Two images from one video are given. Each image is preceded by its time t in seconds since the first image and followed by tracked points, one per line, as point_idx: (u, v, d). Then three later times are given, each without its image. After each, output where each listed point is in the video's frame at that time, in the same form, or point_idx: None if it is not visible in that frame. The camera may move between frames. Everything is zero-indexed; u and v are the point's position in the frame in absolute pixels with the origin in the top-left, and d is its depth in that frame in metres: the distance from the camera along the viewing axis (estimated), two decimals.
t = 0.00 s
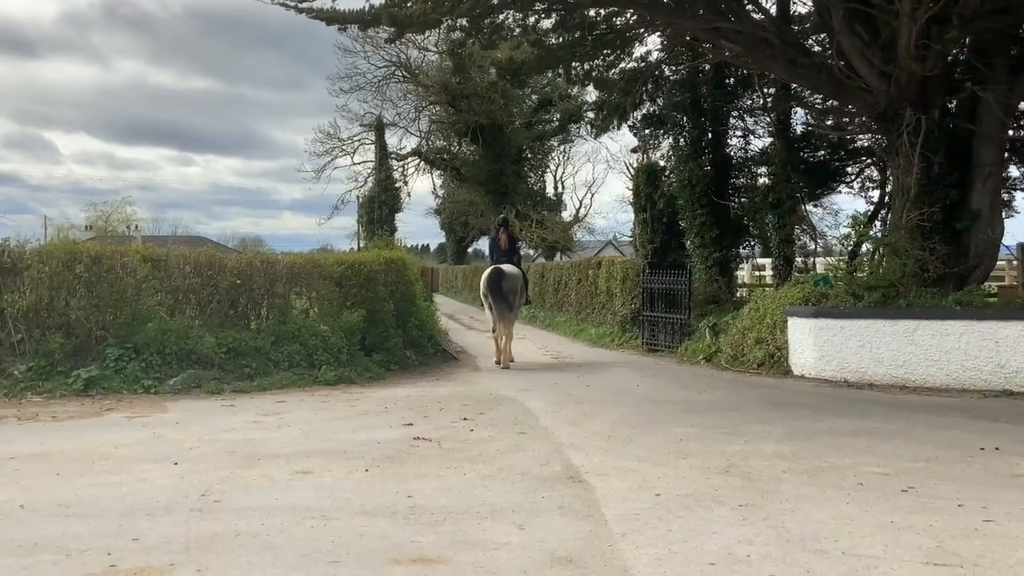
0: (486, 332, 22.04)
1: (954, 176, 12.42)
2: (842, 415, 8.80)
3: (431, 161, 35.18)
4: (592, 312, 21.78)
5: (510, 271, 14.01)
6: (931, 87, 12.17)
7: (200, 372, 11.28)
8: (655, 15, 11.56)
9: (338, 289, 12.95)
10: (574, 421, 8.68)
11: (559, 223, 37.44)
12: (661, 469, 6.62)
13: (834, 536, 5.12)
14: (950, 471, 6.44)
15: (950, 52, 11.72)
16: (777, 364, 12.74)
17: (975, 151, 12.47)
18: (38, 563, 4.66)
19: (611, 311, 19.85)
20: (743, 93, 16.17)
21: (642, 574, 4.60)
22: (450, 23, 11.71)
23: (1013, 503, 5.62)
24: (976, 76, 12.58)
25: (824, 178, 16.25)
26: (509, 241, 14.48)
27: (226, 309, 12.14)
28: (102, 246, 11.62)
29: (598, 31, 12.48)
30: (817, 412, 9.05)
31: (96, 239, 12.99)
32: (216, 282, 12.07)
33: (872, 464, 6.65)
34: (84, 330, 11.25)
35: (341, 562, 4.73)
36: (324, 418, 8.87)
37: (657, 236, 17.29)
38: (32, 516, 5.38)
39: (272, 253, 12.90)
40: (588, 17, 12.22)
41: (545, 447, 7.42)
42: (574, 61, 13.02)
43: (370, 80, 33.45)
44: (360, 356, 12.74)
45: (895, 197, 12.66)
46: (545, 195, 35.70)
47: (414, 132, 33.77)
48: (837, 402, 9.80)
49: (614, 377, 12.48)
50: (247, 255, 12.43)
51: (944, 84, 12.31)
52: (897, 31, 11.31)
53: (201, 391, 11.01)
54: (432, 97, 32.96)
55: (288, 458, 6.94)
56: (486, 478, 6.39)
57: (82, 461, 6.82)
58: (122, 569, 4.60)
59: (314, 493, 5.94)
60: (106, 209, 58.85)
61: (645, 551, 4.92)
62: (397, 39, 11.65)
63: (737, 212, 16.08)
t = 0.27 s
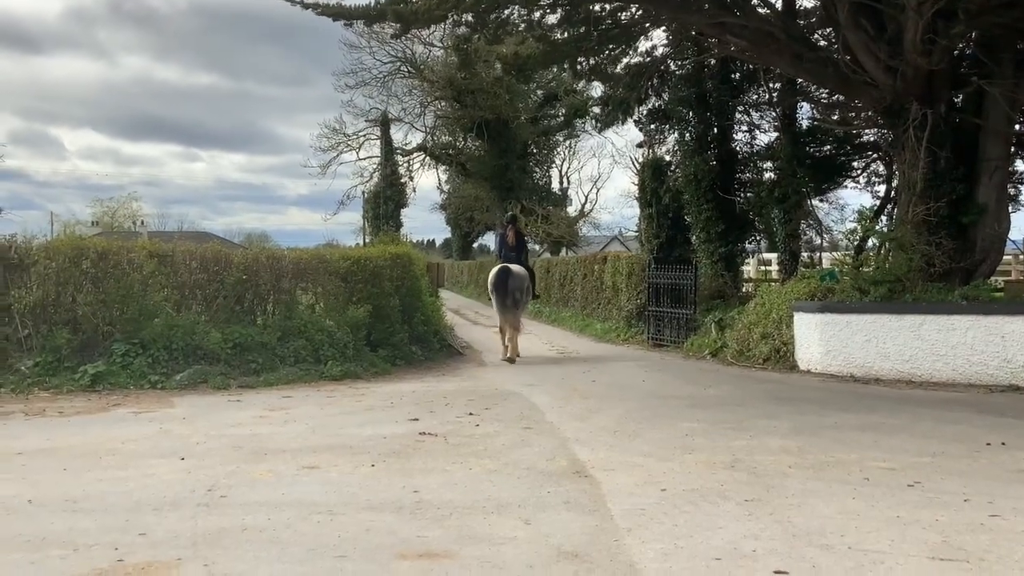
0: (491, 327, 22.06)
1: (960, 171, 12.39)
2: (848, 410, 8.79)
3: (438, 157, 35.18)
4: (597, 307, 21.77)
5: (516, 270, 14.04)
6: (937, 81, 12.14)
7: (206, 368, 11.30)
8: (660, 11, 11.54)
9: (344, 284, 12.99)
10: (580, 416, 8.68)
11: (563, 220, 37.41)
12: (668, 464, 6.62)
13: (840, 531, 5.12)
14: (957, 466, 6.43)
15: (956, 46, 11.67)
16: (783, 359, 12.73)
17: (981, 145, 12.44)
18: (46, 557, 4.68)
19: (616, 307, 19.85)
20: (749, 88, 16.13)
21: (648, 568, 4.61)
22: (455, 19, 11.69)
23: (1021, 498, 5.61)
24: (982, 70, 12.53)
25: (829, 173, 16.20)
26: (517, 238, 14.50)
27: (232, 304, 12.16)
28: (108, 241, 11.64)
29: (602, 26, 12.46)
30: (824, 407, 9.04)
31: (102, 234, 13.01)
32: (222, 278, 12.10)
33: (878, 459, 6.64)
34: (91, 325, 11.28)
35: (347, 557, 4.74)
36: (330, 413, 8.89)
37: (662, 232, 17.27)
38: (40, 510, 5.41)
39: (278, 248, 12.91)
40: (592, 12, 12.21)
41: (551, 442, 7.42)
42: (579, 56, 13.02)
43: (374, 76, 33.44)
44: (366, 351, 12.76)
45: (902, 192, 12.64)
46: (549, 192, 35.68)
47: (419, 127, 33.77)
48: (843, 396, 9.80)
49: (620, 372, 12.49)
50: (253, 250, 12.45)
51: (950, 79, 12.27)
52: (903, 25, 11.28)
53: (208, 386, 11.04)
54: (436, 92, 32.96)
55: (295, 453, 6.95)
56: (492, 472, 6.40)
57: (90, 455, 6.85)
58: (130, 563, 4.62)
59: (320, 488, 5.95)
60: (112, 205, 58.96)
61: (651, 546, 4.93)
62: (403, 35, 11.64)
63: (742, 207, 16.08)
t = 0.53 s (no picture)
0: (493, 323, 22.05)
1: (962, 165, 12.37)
2: (851, 405, 8.79)
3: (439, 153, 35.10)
4: (599, 302, 21.77)
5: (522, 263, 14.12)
6: (939, 75, 12.12)
7: (208, 363, 11.32)
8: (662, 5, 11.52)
9: (347, 280, 12.99)
10: (583, 411, 8.68)
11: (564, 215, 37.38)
12: (670, 459, 6.63)
13: (843, 526, 5.12)
14: (960, 461, 6.43)
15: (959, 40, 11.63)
16: (785, 354, 12.73)
17: (984, 139, 12.42)
18: (50, 552, 4.69)
19: (618, 303, 19.85)
20: (751, 82, 16.10)
21: (650, 563, 4.62)
22: (457, 14, 11.68)
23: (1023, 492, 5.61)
24: (985, 64, 12.51)
25: (831, 168, 16.18)
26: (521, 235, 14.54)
27: (235, 300, 12.17)
28: (111, 237, 11.64)
29: (604, 21, 12.43)
30: (826, 402, 9.04)
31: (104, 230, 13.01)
32: (224, 273, 12.10)
33: (881, 454, 6.64)
34: (93, 321, 11.28)
35: (350, 552, 4.75)
36: (333, 408, 8.90)
37: (664, 227, 17.27)
38: (44, 506, 5.42)
39: (280, 244, 12.91)
40: (595, 6, 12.17)
41: (553, 437, 7.43)
42: (581, 51, 12.99)
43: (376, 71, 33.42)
44: (368, 347, 12.77)
45: (904, 186, 12.65)
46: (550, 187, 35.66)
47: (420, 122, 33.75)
48: (846, 391, 9.80)
49: (622, 367, 12.49)
50: (256, 246, 12.44)
51: (952, 72, 12.24)
52: (905, 19, 11.26)
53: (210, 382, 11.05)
54: (438, 87, 32.95)
55: (298, 448, 6.96)
56: (494, 468, 6.41)
57: (93, 451, 6.85)
58: (134, 559, 4.62)
59: (323, 483, 5.96)
60: (112, 201, 58.91)
61: (653, 541, 4.94)
62: (404, 31, 11.62)
63: (745, 202, 16.11)
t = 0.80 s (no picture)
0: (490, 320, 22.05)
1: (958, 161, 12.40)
2: (848, 401, 8.80)
3: (435, 150, 35.06)
4: (596, 299, 21.79)
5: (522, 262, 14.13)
6: (936, 72, 12.13)
7: (205, 361, 11.31)
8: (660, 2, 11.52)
9: (344, 276, 12.98)
10: (580, 408, 8.69)
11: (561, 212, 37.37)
12: (667, 455, 6.63)
13: (839, 522, 5.13)
14: (955, 457, 6.44)
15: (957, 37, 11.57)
16: (782, 350, 12.75)
17: (980, 135, 12.46)
18: (47, 550, 4.68)
19: (616, 300, 19.87)
20: (747, 79, 16.08)
21: (647, 559, 4.63)
22: (453, 10, 11.67)
23: (1018, 488, 5.63)
24: (981, 60, 12.53)
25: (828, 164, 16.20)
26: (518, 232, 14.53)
27: (232, 297, 12.15)
28: (107, 235, 11.62)
29: (601, 18, 12.42)
30: (823, 398, 9.06)
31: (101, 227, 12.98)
32: (221, 270, 12.08)
33: (877, 450, 6.65)
34: (90, 318, 11.26)
35: (346, 549, 4.75)
36: (330, 405, 8.90)
37: (661, 223, 17.32)
38: (41, 504, 5.41)
39: (277, 242, 12.89)
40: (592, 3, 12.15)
41: (550, 434, 7.43)
42: (578, 48, 12.99)
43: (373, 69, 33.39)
44: (365, 344, 12.77)
45: (900, 182, 12.70)
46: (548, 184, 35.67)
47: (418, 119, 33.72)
48: (842, 388, 9.81)
49: (619, 364, 12.50)
50: (252, 243, 12.42)
51: (948, 69, 12.25)
52: (901, 15, 11.29)
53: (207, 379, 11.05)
54: (435, 84, 32.93)
55: (296, 445, 6.96)
56: (491, 464, 6.41)
57: (90, 449, 6.84)
58: (131, 556, 4.62)
59: (320, 481, 5.96)
60: (109, 198, 58.79)
61: (650, 537, 4.94)
62: (400, 27, 11.61)
63: (742, 199, 16.11)
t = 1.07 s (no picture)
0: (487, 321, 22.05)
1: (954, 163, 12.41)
2: (844, 402, 8.81)
3: (432, 151, 35.06)
4: (594, 300, 21.80)
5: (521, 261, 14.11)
6: (932, 73, 12.14)
7: (202, 362, 11.31)
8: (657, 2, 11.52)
9: (340, 277, 12.97)
10: (577, 409, 8.69)
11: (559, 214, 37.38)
12: (664, 456, 6.63)
13: (836, 522, 5.13)
14: (952, 457, 6.45)
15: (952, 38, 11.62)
16: (779, 351, 12.76)
17: (976, 137, 12.47)
18: (43, 552, 4.68)
19: (613, 301, 19.88)
20: (744, 80, 16.12)
21: (644, 560, 4.63)
22: (449, 11, 11.67)
23: (1014, 488, 5.64)
24: (977, 61, 12.55)
25: (824, 165, 16.22)
26: (515, 231, 14.52)
27: (228, 298, 12.14)
28: (103, 236, 11.60)
29: (598, 18, 12.42)
30: (819, 399, 9.06)
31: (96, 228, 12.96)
32: (217, 272, 12.06)
33: (873, 451, 6.66)
34: (87, 319, 11.25)
35: (343, 550, 4.75)
36: (327, 406, 8.90)
37: (658, 224, 17.31)
38: (36, 505, 5.40)
39: (273, 243, 12.88)
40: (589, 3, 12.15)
41: (547, 435, 7.43)
42: (575, 49, 12.99)
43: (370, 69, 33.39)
44: (362, 345, 12.76)
45: (897, 184, 12.69)
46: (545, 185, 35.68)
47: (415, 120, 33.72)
48: (838, 388, 9.82)
49: (616, 365, 12.50)
50: (249, 244, 12.41)
51: (944, 70, 12.27)
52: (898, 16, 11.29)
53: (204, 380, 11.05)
54: (432, 85, 32.93)
55: (292, 446, 6.95)
56: (488, 465, 6.41)
57: (86, 450, 6.83)
58: (127, 558, 4.61)
59: (316, 482, 5.96)
60: (106, 200, 58.71)
61: (647, 538, 4.94)
62: (397, 29, 11.61)
63: (739, 199, 16.11)
